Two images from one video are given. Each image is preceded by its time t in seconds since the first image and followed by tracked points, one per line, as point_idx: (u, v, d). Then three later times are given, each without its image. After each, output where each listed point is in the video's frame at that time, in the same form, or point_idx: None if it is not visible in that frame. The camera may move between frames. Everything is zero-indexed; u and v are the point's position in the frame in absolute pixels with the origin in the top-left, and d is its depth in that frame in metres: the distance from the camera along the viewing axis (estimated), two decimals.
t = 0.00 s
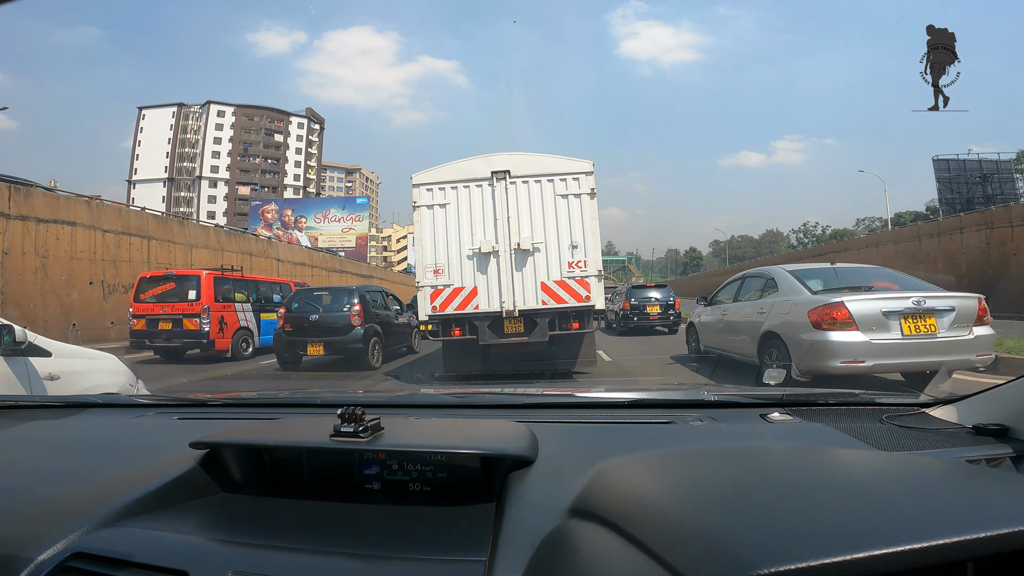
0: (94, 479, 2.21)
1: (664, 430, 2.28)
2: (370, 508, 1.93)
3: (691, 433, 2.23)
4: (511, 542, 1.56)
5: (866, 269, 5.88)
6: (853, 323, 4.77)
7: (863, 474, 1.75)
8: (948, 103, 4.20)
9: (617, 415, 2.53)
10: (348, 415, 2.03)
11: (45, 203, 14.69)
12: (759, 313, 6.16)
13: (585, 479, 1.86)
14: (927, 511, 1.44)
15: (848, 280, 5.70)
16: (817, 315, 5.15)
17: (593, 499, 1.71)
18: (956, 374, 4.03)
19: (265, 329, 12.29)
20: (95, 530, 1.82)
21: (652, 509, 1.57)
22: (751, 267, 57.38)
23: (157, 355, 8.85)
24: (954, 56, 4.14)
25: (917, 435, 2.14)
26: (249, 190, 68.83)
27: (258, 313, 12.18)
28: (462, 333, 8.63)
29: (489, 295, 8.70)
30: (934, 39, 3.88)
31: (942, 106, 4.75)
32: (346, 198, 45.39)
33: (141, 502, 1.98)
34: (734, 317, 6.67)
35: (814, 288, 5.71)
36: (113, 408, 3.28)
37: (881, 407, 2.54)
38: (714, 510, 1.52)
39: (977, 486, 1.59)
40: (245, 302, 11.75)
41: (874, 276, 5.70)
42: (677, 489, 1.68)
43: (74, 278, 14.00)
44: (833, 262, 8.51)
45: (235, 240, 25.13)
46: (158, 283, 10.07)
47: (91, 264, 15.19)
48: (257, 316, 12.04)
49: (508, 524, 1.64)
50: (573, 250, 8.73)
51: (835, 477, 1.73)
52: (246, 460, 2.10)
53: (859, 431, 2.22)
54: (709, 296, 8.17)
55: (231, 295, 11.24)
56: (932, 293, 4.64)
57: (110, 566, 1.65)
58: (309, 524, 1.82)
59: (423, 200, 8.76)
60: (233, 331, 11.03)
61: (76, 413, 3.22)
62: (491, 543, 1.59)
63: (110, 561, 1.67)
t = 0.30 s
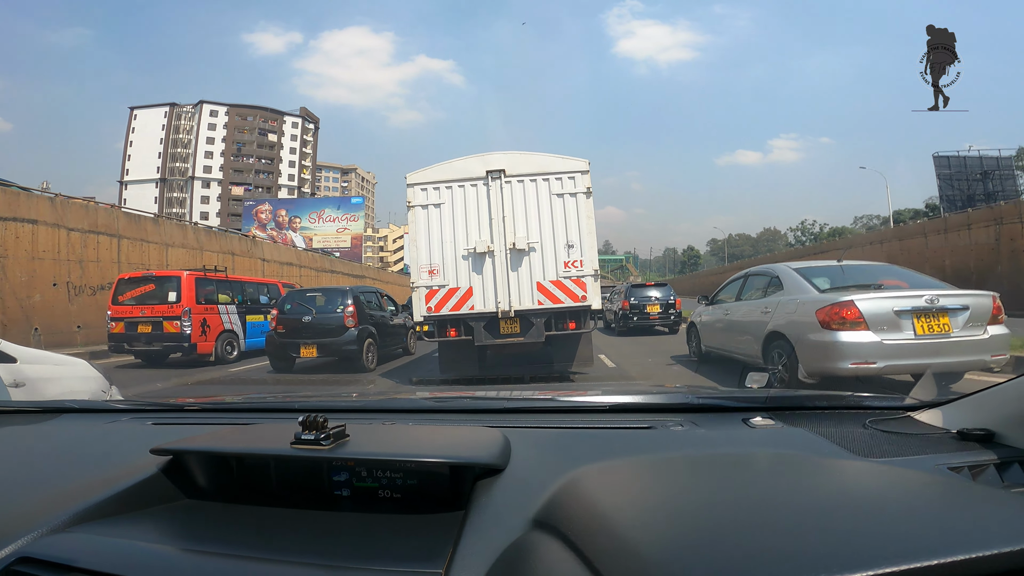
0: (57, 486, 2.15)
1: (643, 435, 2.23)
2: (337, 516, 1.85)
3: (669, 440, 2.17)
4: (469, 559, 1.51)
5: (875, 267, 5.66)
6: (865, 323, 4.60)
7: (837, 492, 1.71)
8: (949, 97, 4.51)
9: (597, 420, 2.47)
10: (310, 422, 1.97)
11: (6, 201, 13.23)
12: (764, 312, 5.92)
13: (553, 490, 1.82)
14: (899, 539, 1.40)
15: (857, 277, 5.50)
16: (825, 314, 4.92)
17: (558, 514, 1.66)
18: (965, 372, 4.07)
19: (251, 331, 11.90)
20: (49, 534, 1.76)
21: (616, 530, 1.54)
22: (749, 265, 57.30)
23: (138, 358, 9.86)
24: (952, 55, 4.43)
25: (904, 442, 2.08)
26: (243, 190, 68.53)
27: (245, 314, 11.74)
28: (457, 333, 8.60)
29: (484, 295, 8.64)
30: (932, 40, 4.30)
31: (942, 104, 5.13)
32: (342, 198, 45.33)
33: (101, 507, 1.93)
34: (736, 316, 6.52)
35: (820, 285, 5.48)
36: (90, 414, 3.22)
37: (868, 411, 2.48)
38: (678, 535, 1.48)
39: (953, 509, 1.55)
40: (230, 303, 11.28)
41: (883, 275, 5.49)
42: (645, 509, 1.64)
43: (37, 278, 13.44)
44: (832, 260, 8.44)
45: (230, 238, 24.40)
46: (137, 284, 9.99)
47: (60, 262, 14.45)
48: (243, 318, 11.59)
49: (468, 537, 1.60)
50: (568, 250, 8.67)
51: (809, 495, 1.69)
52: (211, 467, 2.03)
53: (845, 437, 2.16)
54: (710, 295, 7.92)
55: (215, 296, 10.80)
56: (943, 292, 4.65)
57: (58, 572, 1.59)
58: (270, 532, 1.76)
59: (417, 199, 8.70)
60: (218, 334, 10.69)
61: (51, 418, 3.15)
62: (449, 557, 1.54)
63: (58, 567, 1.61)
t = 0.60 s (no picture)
0: (62, 485, 2.15)
1: (649, 432, 2.24)
2: (344, 513, 1.85)
3: (676, 437, 2.17)
4: (480, 555, 1.51)
5: (889, 265, 5.56)
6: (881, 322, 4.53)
7: (844, 485, 1.72)
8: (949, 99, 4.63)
9: (602, 417, 2.48)
10: (317, 419, 1.97)
11: None
12: (773, 311, 5.85)
13: (561, 486, 1.82)
14: (905, 532, 1.41)
15: (870, 275, 5.40)
16: (839, 314, 4.84)
17: (568, 510, 1.67)
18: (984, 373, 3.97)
19: (241, 331, 11.79)
20: (57, 534, 1.76)
21: (624, 524, 1.54)
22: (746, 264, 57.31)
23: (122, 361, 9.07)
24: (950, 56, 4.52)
25: (910, 438, 2.09)
26: (238, 189, 68.24)
27: (234, 315, 11.65)
28: (458, 332, 8.61)
29: (484, 295, 8.63)
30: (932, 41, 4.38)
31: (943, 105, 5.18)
32: (338, 197, 45.10)
33: (108, 506, 1.92)
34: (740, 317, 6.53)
35: (833, 284, 5.38)
36: (92, 413, 3.21)
37: (871, 407, 2.50)
38: (688, 530, 1.49)
39: (962, 503, 1.55)
40: (218, 303, 11.22)
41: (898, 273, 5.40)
42: (655, 505, 1.64)
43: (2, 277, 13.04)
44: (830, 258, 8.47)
45: (215, 236, 23.87)
46: (119, 284, 9.70)
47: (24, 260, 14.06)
48: (232, 318, 11.50)
49: (478, 533, 1.60)
50: (568, 249, 8.68)
51: (816, 490, 1.69)
52: (218, 465, 2.03)
53: (850, 433, 2.17)
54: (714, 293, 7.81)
55: (202, 296, 10.75)
56: (963, 290, 4.54)
57: (67, 570, 1.59)
58: (279, 529, 1.76)
59: (417, 199, 8.68)
60: (206, 334, 10.63)
61: (53, 417, 3.14)
62: (460, 554, 1.54)
63: (67, 566, 1.60)
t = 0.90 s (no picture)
0: (64, 485, 2.17)
1: (645, 432, 2.25)
2: (343, 513, 1.86)
3: (671, 437, 2.19)
4: (476, 554, 1.53)
5: (906, 264, 5.41)
6: (899, 323, 4.33)
7: (837, 485, 1.74)
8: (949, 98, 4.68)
9: (598, 417, 2.49)
10: (316, 419, 1.98)
11: None
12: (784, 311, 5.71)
13: (558, 485, 1.84)
14: (894, 531, 1.43)
15: (884, 275, 5.26)
16: (855, 314, 4.66)
17: (562, 509, 1.69)
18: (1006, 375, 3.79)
19: (232, 333, 11.60)
20: (60, 534, 1.77)
21: (619, 524, 1.56)
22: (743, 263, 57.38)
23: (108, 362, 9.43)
24: (952, 56, 4.60)
25: (904, 438, 2.10)
26: (234, 189, 68.09)
27: (224, 316, 11.47)
28: (458, 332, 8.63)
29: (484, 295, 8.65)
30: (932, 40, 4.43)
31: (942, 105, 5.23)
32: (335, 196, 45.24)
33: (109, 507, 1.94)
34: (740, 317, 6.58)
35: (846, 283, 5.26)
36: (93, 414, 3.22)
37: (865, 407, 2.51)
38: (681, 529, 1.51)
39: (951, 501, 1.58)
40: (208, 304, 11.00)
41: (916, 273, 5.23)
42: (648, 504, 1.66)
43: None
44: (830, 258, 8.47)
45: (199, 235, 22.96)
46: (105, 284, 9.66)
47: None
48: (223, 320, 11.31)
49: (474, 531, 1.63)
50: (567, 250, 8.69)
51: (808, 489, 1.71)
52: (218, 465, 2.05)
53: (845, 433, 2.18)
54: (720, 294, 7.73)
55: (191, 297, 10.56)
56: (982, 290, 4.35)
57: (69, 569, 1.61)
58: (279, 529, 1.78)
59: (417, 200, 8.70)
60: (195, 336, 10.41)
61: (54, 419, 3.16)
62: (456, 552, 1.56)
63: (69, 564, 1.62)
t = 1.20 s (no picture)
0: (66, 487, 2.16)
1: (648, 433, 2.25)
2: (347, 515, 1.86)
3: (675, 437, 2.18)
4: (482, 554, 1.53)
5: (924, 262, 5.22)
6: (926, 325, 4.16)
7: (842, 485, 1.74)
8: (948, 98, 4.70)
9: (601, 418, 2.49)
10: (320, 421, 1.98)
11: None
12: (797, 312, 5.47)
13: (562, 486, 1.84)
14: (901, 530, 1.42)
15: (904, 273, 5.05)
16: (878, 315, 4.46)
17: (568, 510, 1.68)
18: None
19: (224, 334, 11.26)
20: (64, 536, 1.77)
21: (625, 524, 1.56)
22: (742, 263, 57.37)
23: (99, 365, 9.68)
24: (952, 56, 4.63)
25: (908, 438, 2.10)
26: (232, 189, 67.99)
27: (216, 317, 11.13)
28: (459, 332, 8.62)
29: (485, 295, 8.64)
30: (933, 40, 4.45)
31: (941, 105, 5.25)
32: (333, 197, 45.23)
33: (113, 508, 1.93)
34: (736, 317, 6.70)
35: (866, 281, 5.02)
36: (93, 416, 3.21)
37: (869, 407, 2.51)
38: (686, 530, 1.51)
39: (956, 501, 1.58)
40: (198, 305, 10.69)
41: (936, 271, 5.04)
42: (653, 504, 1.66)
43: None
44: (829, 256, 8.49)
45: (183, 234, 21.71)
46: (92, 285, 9.61)
47: None
48: (214, 322, 10.96)
49: (480, 532, 1.63)
50: (567, 251, 8.69)
51: (814, 489, 1.71)
52: (221, 466, 2.04)
53: (850, 434, 2.17)
54: (725, 294, 7.55)
55: (181, 298, 10.26)
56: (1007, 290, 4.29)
57: (73, 571, 1.60)
58: (284, 530, 1.77)
59: (419, 202, 8.69)
60: (185, 338, 10.13)
61: (54, 420, 3.14)
62: (461, 553, 1.56)
63: (73, 566, 1.61)
